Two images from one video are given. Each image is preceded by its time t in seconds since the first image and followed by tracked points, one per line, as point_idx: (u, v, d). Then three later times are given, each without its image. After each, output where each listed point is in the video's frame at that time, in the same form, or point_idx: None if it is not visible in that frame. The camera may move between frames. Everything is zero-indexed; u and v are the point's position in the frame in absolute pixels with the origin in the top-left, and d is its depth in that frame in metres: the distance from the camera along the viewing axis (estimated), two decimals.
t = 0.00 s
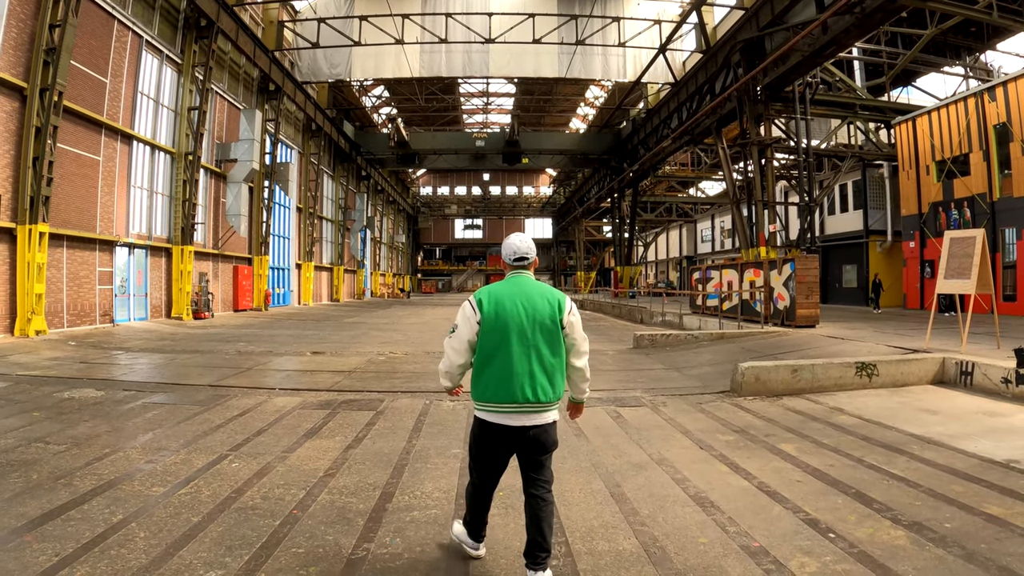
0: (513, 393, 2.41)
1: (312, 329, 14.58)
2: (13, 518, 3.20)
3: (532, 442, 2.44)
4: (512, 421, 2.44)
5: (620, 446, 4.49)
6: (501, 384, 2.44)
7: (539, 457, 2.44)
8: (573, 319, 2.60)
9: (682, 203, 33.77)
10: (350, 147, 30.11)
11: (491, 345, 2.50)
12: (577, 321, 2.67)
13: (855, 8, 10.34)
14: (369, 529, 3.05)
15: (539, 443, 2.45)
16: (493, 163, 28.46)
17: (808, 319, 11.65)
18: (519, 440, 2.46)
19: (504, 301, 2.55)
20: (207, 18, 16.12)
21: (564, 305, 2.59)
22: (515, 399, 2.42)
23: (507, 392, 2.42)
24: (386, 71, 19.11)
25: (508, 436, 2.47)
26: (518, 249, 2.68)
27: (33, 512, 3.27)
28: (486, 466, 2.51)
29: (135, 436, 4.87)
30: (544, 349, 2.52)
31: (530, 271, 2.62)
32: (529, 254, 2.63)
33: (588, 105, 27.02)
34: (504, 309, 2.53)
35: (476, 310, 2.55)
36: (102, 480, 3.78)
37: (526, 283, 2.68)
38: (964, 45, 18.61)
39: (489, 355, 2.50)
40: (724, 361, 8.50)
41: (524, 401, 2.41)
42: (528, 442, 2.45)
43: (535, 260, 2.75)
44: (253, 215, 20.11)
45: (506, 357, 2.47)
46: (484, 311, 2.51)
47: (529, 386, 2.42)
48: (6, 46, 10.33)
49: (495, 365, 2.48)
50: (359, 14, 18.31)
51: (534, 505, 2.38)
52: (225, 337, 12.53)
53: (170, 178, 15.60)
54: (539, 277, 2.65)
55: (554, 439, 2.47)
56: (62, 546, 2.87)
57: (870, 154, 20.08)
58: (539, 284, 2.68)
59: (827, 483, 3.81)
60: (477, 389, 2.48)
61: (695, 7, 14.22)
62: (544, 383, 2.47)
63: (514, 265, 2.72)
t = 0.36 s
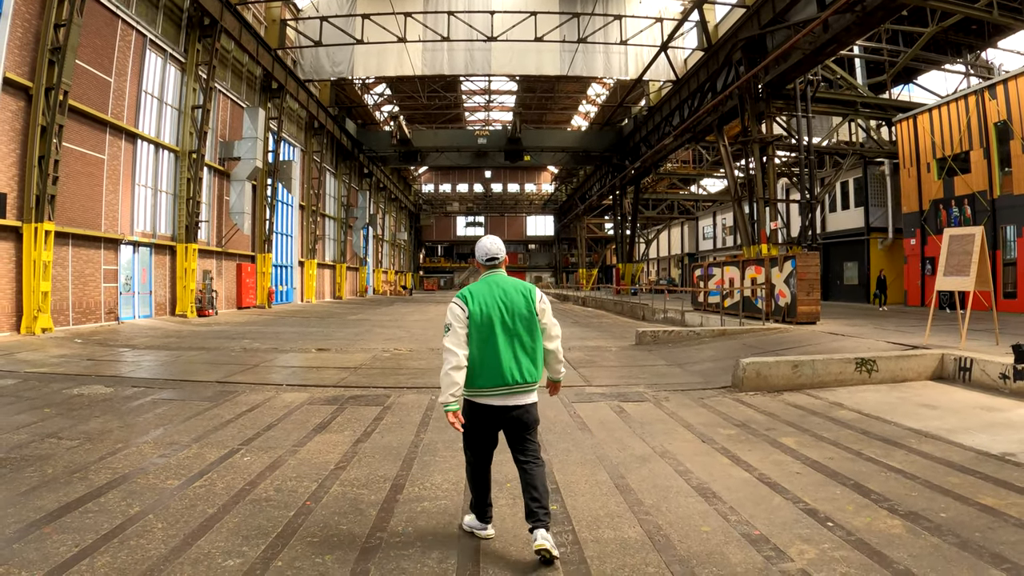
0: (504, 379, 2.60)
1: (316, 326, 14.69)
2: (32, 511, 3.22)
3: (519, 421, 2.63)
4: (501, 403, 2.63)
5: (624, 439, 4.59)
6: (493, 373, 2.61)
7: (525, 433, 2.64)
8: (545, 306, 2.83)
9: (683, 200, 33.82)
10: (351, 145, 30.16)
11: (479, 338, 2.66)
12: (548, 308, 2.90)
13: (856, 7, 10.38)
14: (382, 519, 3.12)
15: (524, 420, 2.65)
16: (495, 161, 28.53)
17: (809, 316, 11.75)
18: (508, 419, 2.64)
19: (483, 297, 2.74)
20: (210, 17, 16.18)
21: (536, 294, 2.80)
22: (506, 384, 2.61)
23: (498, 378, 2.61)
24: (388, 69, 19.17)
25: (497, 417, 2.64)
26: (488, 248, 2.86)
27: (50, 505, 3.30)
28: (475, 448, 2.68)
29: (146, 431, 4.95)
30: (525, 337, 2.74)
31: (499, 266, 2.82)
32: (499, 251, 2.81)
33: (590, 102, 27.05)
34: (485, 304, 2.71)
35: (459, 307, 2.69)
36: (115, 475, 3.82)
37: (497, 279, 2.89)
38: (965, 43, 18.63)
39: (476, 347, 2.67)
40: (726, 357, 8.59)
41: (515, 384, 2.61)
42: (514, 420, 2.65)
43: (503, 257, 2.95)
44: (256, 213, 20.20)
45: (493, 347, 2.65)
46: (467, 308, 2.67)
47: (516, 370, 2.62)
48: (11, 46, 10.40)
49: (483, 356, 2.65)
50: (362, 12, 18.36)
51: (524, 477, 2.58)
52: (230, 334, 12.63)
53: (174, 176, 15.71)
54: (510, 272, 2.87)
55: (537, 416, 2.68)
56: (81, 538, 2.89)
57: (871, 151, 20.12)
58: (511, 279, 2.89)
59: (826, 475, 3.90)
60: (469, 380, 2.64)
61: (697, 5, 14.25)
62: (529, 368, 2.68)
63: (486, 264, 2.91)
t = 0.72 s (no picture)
0: (480, 364, 2.88)
1: (318, 323, 14.77)
2: (43, 505, 3.10)
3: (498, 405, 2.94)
4: (479, 387, 2.90)
5: (626, 435, 4.65)
6: (471, 359, 2.90)
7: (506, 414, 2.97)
8: (527, 299, 3.06)
9: (684, 198, 33.87)
10: (353, 143, 30.18)
11: (463, 326, 2.95)
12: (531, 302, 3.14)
13: (856, 5, 10.42)
14: (390, 512, 3.14)
15: (504, 404, 2.96)
16: (497, 159, 28.54)
17: (809, 313, 11.78)
18: (488, 402, 2.95)
19: (469, 290, 3.03)
20: (212, 16, 16.23)
21: (519, 288, 3.05)
22: (482, 369, 2.89)
23: (477, 364, 2.89)
24: (389, 66, 19.14)
25: (478, 401, 2.94)
26: (482, 246, 3.16)
27: (62, 500, 3.18)
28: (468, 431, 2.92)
29: (153, 426, 4.97)
30: (504, 328, 3.00)
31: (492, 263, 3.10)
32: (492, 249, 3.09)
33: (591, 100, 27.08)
34: (470, 296, 3.00)
35: (447, 299, 3.01)
36: (126, 470, 3.72)
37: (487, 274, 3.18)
38: (966, 41, 18.64)
39: (460, 336, 2.97)
40: (727, 354, 8.65)
41: (492, 370, 2.88)
42: (495, 403, 2.96)
43: (495, 254, 3.22)
44: (258, 211, 20.26)
45: (473, 336, 2.93)
46: (453, 299, 2.96)
47: (494, 357, 2.90)
48: (15, 45, 10.46)
49: (465, 344, 2.94)
50: (364, 10, 18.40)
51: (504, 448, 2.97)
52: (234, 332, 12.69)
53: (176, 174, 15.74)
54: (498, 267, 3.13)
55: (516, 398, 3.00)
56: (94, 531, 2.79)
57: (871, 149, 20.16)
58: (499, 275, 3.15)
59: (825, 469, 3.97)
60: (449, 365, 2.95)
61: (698, 4, 14.27)
62: (505, 355, 2.94)
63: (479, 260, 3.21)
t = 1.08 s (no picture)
0: (468, 362, 3.05)
1: (319, 322, 14.80)
2: (48, 503, 3.12)
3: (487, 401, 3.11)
4: (467, 383, 3.08)
5: (628, 432, 4.66)
6: (461, 357, 3.08)
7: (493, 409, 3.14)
8: (519, 306, 3.14)
9: (685, 196, 33.86)
10: (354, 141, 30.18)
11: (457, 326, 3.14)
12: (526, 309, 3.21)
13: (857, 4, 10.41)
14: (393, 509, 3.16)
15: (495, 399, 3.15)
16: (498, 157, 28.53)
17: (810, 311, 11.71)
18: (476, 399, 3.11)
19: (467, 293, 3.20)
20: (214, 15, 16.22)
21: (511, 293, 3.14)
22: (469, 367, 3.05)
23: (464, 362, 3.06)
24: (390, 65, 19.10)
25: (466, 395, 3.11)
26: (487, 251, 3.24)
27: (67, 497, 3.20)
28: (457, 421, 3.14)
29: (157, 424, 4.98)
30: (495, 331, 3.12)
31: (490, 267, 3.20)
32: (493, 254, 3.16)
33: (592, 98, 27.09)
34: (466, 298, 3.16)
35: (446, 299, 3.22)
36: (130, 468, 3.74)
37: (490, 278, 3.30)
38: (967, 39, 18.62)
39: (454, 334, 3.16)
40: (728, 352, 8.66)
41: (477, 369, 3.03)
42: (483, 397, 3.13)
43: (500, 259, 3.32)
44: (260, 209, 20.30)
45: (465, 335, 3.10)
46: (450, 300, 3.15)
47: (480, 357, 3.04)
48: (15, 45, 10.46)
49: (458, 342, 3.13)
50: (365, 8, 18.40)
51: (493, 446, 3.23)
52: (235, 330, 12.71)
53: (178, 173, 15.76)
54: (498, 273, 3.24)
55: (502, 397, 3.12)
56: (99, 529, 2.81)
57: (872, 147, 20.17)
58: (498, 280, 3.28)
59: (826, 466, 3.98)
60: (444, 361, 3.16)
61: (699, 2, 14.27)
62: (492, 357, 3.06)
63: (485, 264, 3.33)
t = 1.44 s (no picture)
0: (475, 350, 3.24)
1: (321, 319, 14.79)
2: (48, 502, 3.12)
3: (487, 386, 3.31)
4: (472, 370, 3.27)
5: (630, 430, 4.65)
6: (468, 344, 3.26)
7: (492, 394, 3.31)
8: (520, 297, 3.39)
9: (687, 192, 33.78)
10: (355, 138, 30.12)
11: (463, 315, 3.31)
12: (524, 300, 3.48)
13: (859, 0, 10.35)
14: (394, 507, 3.14)
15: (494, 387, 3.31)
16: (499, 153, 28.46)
17: (813, 308, 11.70)
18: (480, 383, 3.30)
19: (471, 285, 3.37)
20: (214, 11, 16.18)
21: (514, 286, 3.38)
22: (477, 354, 3.25)
23: (472, 349, 3.26)
24: (392, 62, 19.04)
25: (470, 381, 3.29)
26: (486, 246, 3.45)
27: (67, 496, 3.19)
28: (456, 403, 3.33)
29: (157, 422, 4.97)
30: (499, 320, 3.35)
31: (491, 261, 3.42)
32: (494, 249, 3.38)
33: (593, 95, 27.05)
34: (470, 290, 3.35)
35: (449, 291, 3.37)
36: (130, 466, 3.73)
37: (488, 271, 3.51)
38: (970, 35, 18.54)
39: (459, 324, 3.32)
40: (730, 349, 8.64)
41: (485, 356, 3.23)
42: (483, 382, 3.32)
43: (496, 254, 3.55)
44: (261, 206, 20.29)
45: (472, 324, 3.29)
46: (456, 292, 3.31)
47: (486, 345, 3.25)
48: (15, 43, 10.42)
49: (463, 331, 3.30)
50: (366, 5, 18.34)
51: (490, 435, 3.29)
52: (237, 328, 12.70)
53: (179, 170, 15.74)
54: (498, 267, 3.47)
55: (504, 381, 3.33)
56: (99, 527, 2.80)
57: (874, 144, 20.12)
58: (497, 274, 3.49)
59: (829, 464, 3.97)
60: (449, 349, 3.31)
61: None
62: (498, 344, 3.29)
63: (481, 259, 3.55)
